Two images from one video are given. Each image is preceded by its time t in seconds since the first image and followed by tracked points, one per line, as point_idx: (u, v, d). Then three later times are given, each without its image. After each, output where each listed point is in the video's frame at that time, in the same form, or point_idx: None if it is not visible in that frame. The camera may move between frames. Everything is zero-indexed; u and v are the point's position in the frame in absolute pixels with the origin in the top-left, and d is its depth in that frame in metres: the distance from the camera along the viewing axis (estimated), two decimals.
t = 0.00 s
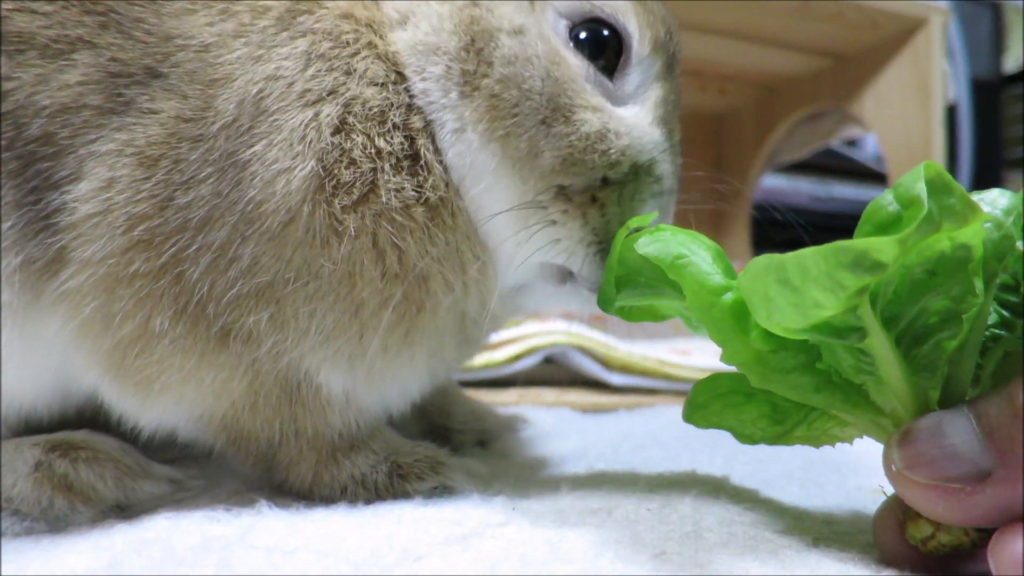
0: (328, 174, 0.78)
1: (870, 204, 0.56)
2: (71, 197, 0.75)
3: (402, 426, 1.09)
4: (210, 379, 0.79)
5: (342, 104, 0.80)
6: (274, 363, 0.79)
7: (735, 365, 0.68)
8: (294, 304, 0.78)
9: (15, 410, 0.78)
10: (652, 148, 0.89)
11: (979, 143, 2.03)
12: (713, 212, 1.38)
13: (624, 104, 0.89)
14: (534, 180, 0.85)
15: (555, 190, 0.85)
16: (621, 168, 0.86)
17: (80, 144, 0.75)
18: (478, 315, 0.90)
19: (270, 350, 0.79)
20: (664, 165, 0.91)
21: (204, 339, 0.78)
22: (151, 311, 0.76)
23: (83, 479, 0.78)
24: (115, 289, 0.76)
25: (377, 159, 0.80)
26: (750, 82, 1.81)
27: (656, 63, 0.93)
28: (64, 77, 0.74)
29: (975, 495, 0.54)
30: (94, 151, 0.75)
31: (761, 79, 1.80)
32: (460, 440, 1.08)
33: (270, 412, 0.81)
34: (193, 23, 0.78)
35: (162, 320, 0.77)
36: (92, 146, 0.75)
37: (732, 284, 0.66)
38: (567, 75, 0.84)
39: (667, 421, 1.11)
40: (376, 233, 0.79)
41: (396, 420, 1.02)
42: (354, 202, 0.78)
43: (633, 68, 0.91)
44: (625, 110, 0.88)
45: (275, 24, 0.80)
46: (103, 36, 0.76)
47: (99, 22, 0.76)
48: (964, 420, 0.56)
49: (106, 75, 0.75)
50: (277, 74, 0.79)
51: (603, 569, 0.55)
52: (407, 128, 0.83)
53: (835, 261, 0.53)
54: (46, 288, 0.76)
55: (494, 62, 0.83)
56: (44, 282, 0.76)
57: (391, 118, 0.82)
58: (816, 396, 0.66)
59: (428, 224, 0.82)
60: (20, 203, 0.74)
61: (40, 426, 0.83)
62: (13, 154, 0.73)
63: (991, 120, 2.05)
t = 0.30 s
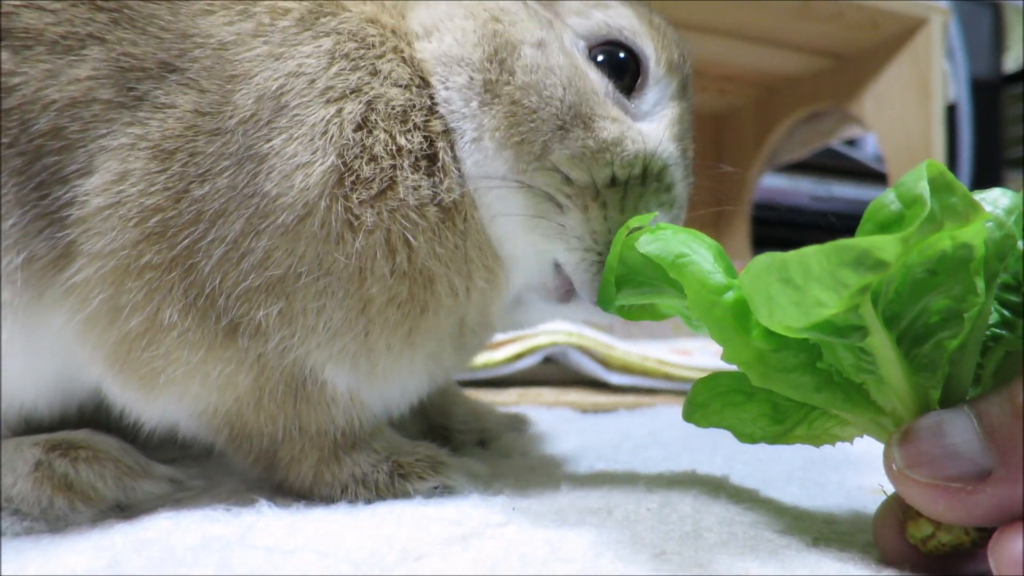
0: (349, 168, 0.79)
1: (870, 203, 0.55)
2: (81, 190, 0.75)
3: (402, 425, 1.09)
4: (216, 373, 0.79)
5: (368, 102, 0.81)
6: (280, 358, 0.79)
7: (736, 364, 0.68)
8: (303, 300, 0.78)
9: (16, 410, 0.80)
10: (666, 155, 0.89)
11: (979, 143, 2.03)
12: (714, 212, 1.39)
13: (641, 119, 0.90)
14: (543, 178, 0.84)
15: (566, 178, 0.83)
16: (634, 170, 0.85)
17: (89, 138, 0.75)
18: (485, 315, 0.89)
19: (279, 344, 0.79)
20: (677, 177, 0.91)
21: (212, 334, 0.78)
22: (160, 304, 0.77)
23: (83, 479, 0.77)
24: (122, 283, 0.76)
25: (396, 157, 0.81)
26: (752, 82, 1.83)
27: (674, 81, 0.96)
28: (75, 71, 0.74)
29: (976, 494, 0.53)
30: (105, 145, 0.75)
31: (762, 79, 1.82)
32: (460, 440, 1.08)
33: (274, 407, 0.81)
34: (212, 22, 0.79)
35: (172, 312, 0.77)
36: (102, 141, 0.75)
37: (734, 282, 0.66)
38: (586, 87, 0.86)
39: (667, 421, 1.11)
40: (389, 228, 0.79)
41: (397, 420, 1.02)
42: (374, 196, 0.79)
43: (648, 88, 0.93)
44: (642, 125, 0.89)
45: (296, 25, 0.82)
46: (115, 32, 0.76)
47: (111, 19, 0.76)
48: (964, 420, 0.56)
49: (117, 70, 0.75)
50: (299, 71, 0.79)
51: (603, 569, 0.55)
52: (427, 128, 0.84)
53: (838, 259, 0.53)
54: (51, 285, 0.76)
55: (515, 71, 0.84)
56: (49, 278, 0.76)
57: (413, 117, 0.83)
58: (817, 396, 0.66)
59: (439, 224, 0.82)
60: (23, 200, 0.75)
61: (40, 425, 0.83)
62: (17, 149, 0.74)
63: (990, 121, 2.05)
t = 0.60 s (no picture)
0: (340, 166, 0.78)
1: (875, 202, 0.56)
2: (82, 190, 0.75)
3: (402, 425, 1.09)
4: (218, 371, 0.79)
5: (359, 98, 0.80)
6: (281, 356, 0.79)
7: (737, 364, 0.68)
8: (305, 300, 0.78)
9: (17, 410, 0.77)
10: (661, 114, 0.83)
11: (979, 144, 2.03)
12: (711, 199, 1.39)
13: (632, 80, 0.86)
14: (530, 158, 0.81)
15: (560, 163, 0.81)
16: (626, 127, 0.80)
17: (89, 140, 0.75)
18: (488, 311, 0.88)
19: (282, 342, 0.79)
20: (677, 138, 0.84)
21: (217, 331, 0.78)
22: (162, 305, 0.77)
23: (82, 479, 0.78)
24: (125, 283, 0.76)
25: (385, 150, 0.80)
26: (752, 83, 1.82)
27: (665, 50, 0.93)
28: (77, 72, 0.75)
29: (977, 494, 0.53)
30: (107, 146, 0.75)
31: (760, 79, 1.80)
32: (460, 440, 1.08)
33: (277, 404, 0.81)
34: (213, 24, 0.79)
35: (173, 311, 0.77)
36: (104, 141, 0.75)
37: (734, 282, 0.66)
38: (567, 53, 0.83)
39: (668, 421, 1.11)
40: (382, 225, 0.78)
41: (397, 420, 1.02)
42: (364, 191, 0.79)
43: (639, 55, 0.89)
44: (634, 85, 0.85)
45: (295, 27, 0.81)
46: (117, 34, 0.76)
47: (113, 20, 0.76)
48: (964, 420, 0.56)
49: (119, 71, 0.75)
50: (295, 70, 0.79)
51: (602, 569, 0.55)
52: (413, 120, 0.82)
53: (842, 260, 0.53)
54: (52, 286, 0.76)
55: (493, 45, 0.83)
56: (51, 277, 0.76)
57: (399, 108, 0.82)
58: (817, 395, 0.66)
59: (429, 216, 0.81)
60: (26, 199, 0.74)
61: (42, 425, 0.83)
62: (17, 152, 0.73)
63: (991, 121, 2.05)
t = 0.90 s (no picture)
0: (329, 165, 0.78)
1: (885, 201, 0.57)
2: (82, 193, 0.76)
3: (402, 425, 1.09)
4: (216, 372, 0.79)
5: (345, 94, 0.80)
6: (279, 356, 0.79)
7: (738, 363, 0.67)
8: (301, 301, 0.78)
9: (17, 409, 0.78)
10: (645, 78, 0.82)
11: (979, 144, 2.03)
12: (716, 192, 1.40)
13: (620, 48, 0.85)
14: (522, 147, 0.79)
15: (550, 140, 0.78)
16: (615, 97, 0.79)
17: (87, 141, 0.75)
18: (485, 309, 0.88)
19: (280, 343, 0.79)
20: (666, 99, 0.83)
21: (213, 334, 0.78)
22: (160, 305, 0.77)
23: (82, 479, 0.78)
24: (123, 286, 0.76)
25: (371, 145, 0.80)
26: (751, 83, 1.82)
27: (648, 15, 0.91)
28: (75, 74, 0.75)
29: (979, 494, 0.54)
30: (105, 147, 0.75)
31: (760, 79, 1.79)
32: (460, 439, 1.08)
33: (275, 406, 0.81)
34: (208, 26, 0.79)
35: (171, 313, 0.77)
36: (104, 143, 0.75)
37: (738, 279, 0.65)
38: (547, 31, 0.81)
39: (667, 421, 1.11)
40: (376, 224, 0.78)
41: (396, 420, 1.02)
42: (355, 189, 0.79)
43: (624, 22, 0.89)
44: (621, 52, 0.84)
45: (283, 28, 0.81)
46: (114, 35, 0.76)
47: (110, 22, 0.76)
48: (966, 420, 0.56)
49: (116, 72, 0.75)
50: (283, 73, 0.79)
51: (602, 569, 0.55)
52: (393, 117, 0.82)
53: (852, 259, 0.52)
54: (53, 285, 0.76)
55: (467, 26, 0.81)
56: (50, 278, 0.76)
57: (381, 105, 0.81)
58: (818, 393, 0.66)
59: (420, 212, 0.81)
60: (26, 200, 0.75)
61: (43, 425, 0.83)
62: (19, 153, 0.74)
63: (991, 121, 2.05)
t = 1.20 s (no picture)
0: (299, 190, 0.77)
1: (908, 200, 0.56)
2: (79, 197, 0.76)
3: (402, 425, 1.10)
4: (214, 374, 0.80)
5: (300, 117, 0.78)
6: (279, 361, 0.80)
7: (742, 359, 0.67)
8: (294, 312, 0.78)
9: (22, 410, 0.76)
10: (587, 62, 0.74)
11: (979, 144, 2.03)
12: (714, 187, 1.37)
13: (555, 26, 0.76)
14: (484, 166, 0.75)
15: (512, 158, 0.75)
16: (557, 96, 0.73)
17: (84, 144, 0.76)
18: (483, 307, 0.86)
19: (275, 352, 0.80)
20: (613, 80, 0.75)
21: (211, 336, 0.79)
22: (157, 309, 0.78)
23: (82, 480, 0.78)
24: (120, 290, 0.77)
25: (332, 170, 0.78)
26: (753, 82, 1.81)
27: None
28: (73, 75, 0.75)
29: (983, 494, 0.53)
30: (103, 151, 0.76)
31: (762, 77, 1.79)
32: (460, 439, 1.08)
33: (273, 407, 0.82)
34: (196, 30, 0.78)
35: (168, 316, 0.78)
36: (101, 147, 0.76)
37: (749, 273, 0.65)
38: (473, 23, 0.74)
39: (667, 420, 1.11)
40: (350, 245, 0.78)
41: (395, 420, 1.02)
42: (322, 214, 0.78)
43: None
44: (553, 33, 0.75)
45: (255, 38, 0.79)
46: (112, 36, 0.76)
47: (107, 24, 0.76)
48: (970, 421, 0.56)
49: (112, 74, 0.76)
50: (253, 88, 0.78)
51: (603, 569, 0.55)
52: (353, 137, 0.79)
53: (878, 256, 0.52)
54: (53, 288, 0.76)
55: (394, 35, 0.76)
56: (50, 281, 0.76)
57: (338, 126, 0.79)
58: (820, 389, 0.66)
59: (392, 234, 0.79)
60: (26, 202, 0.74)
61: (48, 425, 0.83)
62: (20, 155, 0.73)
63: (991, 121, 2.05)
